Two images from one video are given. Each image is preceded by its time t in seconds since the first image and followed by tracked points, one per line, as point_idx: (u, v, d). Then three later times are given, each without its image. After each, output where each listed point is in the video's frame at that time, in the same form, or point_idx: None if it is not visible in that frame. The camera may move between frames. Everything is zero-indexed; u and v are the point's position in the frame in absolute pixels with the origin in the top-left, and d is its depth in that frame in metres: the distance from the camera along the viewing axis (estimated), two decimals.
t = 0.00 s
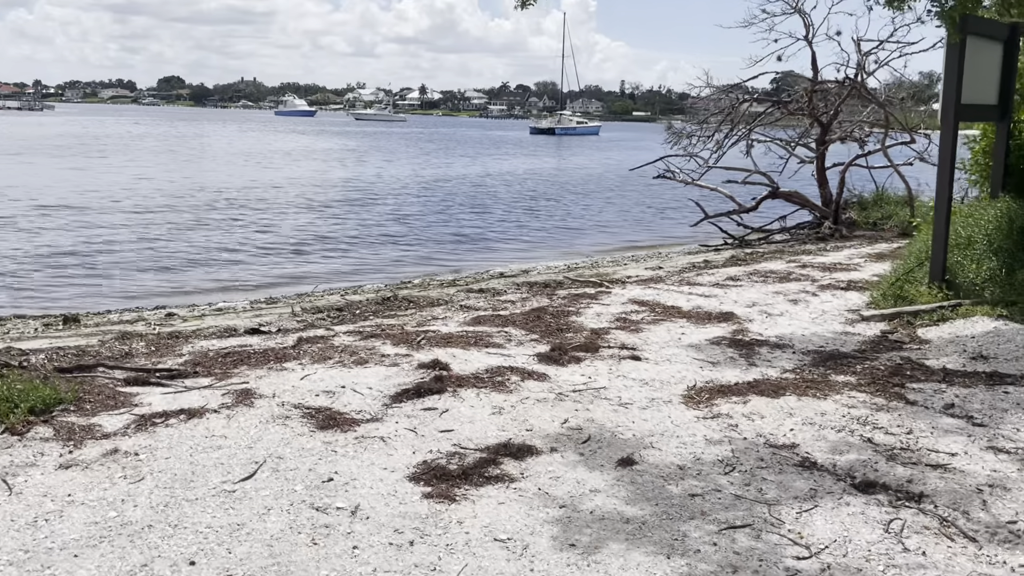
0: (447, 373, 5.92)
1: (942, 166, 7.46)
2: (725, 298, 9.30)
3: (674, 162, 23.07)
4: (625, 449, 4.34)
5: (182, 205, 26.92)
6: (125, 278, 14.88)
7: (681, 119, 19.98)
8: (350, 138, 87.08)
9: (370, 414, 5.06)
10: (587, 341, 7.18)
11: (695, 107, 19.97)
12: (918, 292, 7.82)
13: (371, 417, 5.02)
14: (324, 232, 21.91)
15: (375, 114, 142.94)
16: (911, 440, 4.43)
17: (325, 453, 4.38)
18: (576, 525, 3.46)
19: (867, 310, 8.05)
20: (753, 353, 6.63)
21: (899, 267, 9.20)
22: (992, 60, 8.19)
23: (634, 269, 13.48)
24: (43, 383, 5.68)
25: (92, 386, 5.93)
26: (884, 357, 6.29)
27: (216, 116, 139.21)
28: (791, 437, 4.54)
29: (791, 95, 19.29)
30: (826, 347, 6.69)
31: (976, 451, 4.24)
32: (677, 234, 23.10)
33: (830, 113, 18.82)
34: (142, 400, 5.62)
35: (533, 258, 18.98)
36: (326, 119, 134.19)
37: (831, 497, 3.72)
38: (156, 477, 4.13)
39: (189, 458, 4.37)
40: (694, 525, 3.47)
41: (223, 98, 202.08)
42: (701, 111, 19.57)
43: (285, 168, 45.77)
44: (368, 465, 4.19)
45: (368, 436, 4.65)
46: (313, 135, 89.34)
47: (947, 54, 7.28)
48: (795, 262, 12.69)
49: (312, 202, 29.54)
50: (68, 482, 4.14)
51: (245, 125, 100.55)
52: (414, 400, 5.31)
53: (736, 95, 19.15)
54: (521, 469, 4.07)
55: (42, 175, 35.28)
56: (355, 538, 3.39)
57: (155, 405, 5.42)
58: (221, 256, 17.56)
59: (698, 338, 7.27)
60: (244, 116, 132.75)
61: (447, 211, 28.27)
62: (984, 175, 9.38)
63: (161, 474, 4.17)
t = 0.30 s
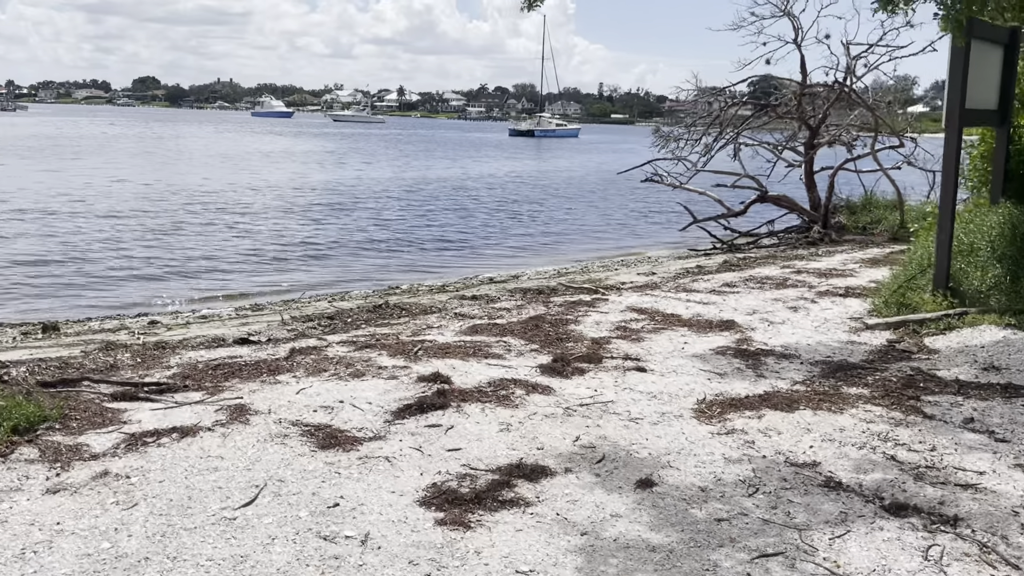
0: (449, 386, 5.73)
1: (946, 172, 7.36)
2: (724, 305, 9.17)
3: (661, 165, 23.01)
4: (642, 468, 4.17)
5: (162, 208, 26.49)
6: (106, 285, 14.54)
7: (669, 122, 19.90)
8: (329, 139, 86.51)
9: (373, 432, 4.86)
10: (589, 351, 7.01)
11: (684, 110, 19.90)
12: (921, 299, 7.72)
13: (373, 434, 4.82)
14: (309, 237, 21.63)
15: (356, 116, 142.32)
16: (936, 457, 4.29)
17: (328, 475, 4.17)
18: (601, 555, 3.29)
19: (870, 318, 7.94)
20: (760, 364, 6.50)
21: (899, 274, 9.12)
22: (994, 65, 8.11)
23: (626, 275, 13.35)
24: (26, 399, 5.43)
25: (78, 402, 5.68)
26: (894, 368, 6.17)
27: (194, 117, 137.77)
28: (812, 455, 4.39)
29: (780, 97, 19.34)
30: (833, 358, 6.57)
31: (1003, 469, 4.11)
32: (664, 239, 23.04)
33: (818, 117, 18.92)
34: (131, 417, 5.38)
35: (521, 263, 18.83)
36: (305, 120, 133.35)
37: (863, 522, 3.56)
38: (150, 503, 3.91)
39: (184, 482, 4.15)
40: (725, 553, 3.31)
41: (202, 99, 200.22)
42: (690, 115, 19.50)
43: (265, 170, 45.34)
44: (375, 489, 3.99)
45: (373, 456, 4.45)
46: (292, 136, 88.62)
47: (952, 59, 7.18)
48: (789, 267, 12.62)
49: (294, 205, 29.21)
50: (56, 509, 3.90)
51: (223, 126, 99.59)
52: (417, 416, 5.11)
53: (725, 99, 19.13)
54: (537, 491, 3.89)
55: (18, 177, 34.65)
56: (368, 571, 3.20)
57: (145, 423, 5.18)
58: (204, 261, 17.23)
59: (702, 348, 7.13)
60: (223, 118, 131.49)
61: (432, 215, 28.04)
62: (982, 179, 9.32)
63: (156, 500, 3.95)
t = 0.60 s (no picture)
0: (460, 410, 5.51)
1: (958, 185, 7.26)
2: (729, 321, 9.01)
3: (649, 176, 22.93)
4: (673, 502, 3.98)
5: (142, 219, 26.01)
6: (87, 301, 14.16)
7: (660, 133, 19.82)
8: (308, 148, 85.93)
9: (385, 462, 4.63)
10: (597, 371, 6.82)
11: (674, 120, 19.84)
12: (932, 315, 7.60)
13: (385, 465, 4.59)
14: (293, 249, 21.30)
15: (335, 124, 141.74)
16: (976, 486, 4.12)
17: (342, 512, 3.93)
18: None
19: (880, 334, 7.82)
20: (775, 384, 6.34)
21: (904, 287, 9.02)
22: (1001, 77, 8.04)
23: (621, 288, 13.20)
24: (12, 427, 5.14)
25: (68, 429, 5.39)
26: (913, 388, 6.03)
27: (171, 125, 136.54)
28: (847, 484, 4.22)
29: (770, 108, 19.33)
30: (849, 377, 6.42)
31: None
32: (653, 250, 22.94)
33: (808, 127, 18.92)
34: (126, 445, 5.11)
35: (510, 274, 18.64)
36: (284, 128, 132.55)
37: (914, 560, 3.39)
38: (154, 546, 3.65)
39: (189, 520, 3.90)
40: None
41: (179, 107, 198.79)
42: (680, 125, 19.44)
43: (244, 179, 44.88)
44: (394, 527, 3.77)
45: (387, 490, 4.22)
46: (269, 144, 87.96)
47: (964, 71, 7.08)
48: (785, 280, 12.52)
49: (277, 215, 28.83)
50: (53, 552, 3.64)
51: (200, 134, 98.76)
52: (429, 443, 4.89)
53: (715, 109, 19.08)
54: (567, 529, 3.68)
55: None
56: None
57: (142, 452, 4.92)
58: (186, 275, 16.87)
59: (713, 367, 6.96)
60: (200, 126, 130.40)
61: (417, 226, 27.78)
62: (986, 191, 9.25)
63: (160, 541, 3.70)
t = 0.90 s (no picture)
0: (465, 432, 5.35)
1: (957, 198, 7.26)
2: (725, 335, 8.93)
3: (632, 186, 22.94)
4: (697, 530, 3.86)
5: (116, 230, 25.53)
6: (63, 316, 13.80)
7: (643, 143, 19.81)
8: (281, 156, 85.25)
9: (392, 488, 4.47)
10: (599, 388, 6.70)
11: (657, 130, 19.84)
12: (931, 329, 7.57)
13: (393, 491, 4.42)
14: (272, 261, 21.00)
15: (308, 132, 140.82)
16: (1003, 509, 4.05)
17: (355, 544, 3.76)
18: None
19: (879, 348, 7.77)
20: (781, 401, 6.25)
21: (899, 299, 9.02)
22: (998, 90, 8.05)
23: (610, 300, 13.11)
24: None
25: (56, 454, 5.17)
26: (921, 404, 5.97)
27: (141, 132, 134.79)
28: (872, 508, 4.12)
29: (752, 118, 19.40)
30: (855, 393, 6.35)
31: None
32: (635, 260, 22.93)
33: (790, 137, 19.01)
34: (119, 471, 4.90)
35: (494, 286, 18.51)
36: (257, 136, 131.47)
37: None
38: None
39: (192, 555, 3.71)
40: None
41: (150, 115, 196.57)
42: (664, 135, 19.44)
43: (218, 188, 44.34)
44: (411, 561, 3.61)
45: (399, 519, 4.05)
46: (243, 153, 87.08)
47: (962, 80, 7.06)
48: (774, 292, 12.51)
49: (254, 226, 28.46)
50: None
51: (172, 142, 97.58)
52: (437, 467, 4.74)
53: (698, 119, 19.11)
54: (591, 560, 3.56)
55: None
56: None
57: (136, 479, 4.71)
58: (165, 289, 16.53)
59: (716, 383, 6.86)
60: (171, 133, 128.87)
61: (396, 237, 27.55)
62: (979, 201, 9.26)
63: None
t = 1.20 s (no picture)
0: (459, 455, 5.19)
1: (947, 211, 7.25)
2: (714, 350, 8.84)
3: (609, 197, 22.91)
4: (709, 562, 3.75)
5: (84, 244, 24.95)
6: (31, 333, 13.38)
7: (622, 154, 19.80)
8: (251, 167, 84.42)
9: (389, 517, 4.29)
10: (592, 407, 6.55)
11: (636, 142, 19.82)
12: (921, 344, 7.52)
13: (390, 521, 4.25)
14: (246, 275, 20.64)
15: (279, 142, 139.82)
16: (1017, 534, 3.99)
17: None
18: None
19: (869, 363, 7.72)
20: (778, 419, 6.16)
21: (886, 313, 9.01)
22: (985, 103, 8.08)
23: (592, 313, 13.00)
24: None
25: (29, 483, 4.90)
26: (918, 421, 5.91)
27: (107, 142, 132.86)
28: (884, 535, 4.03)
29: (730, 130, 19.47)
30: (850, 410, 6.28)
31: None
32: (613, 272, 22.88)
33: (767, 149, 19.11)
34: (98, 501, 4.67)
35: (473, 299, 18.34)
36: (227, 146, 130.28)
37: None
38: None
39: None
40: None
41: (117, 124, 194.19)
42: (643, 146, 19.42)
43: (188, 199, 43.74)
44: None
45: (397, 552, 3.88)
46: (212, 163, 86.15)
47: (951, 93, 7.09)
48: (757, 304, 12.48)
49: (226, 239, 28.00)
50: None
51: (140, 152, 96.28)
52: (433, 495, 4.56)
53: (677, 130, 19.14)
54: None
55: None
56: None
57: (117, 511, 4.48)
58: (136, 304, 16.13)
59: (709, 400, 6.75)
60: (139, 143, 127.34)
61: (372, 249, 27.27)
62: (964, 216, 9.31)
63: None
